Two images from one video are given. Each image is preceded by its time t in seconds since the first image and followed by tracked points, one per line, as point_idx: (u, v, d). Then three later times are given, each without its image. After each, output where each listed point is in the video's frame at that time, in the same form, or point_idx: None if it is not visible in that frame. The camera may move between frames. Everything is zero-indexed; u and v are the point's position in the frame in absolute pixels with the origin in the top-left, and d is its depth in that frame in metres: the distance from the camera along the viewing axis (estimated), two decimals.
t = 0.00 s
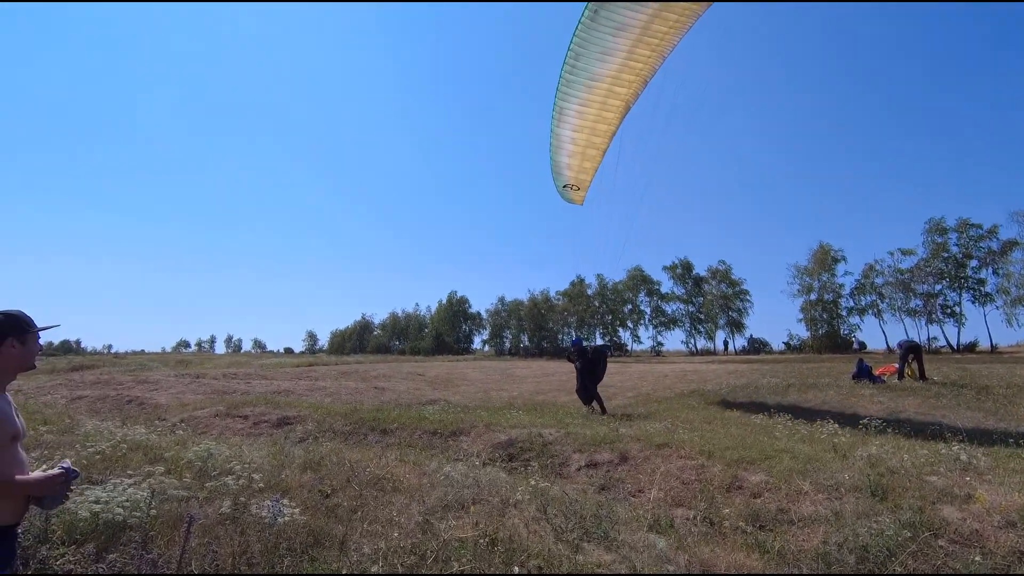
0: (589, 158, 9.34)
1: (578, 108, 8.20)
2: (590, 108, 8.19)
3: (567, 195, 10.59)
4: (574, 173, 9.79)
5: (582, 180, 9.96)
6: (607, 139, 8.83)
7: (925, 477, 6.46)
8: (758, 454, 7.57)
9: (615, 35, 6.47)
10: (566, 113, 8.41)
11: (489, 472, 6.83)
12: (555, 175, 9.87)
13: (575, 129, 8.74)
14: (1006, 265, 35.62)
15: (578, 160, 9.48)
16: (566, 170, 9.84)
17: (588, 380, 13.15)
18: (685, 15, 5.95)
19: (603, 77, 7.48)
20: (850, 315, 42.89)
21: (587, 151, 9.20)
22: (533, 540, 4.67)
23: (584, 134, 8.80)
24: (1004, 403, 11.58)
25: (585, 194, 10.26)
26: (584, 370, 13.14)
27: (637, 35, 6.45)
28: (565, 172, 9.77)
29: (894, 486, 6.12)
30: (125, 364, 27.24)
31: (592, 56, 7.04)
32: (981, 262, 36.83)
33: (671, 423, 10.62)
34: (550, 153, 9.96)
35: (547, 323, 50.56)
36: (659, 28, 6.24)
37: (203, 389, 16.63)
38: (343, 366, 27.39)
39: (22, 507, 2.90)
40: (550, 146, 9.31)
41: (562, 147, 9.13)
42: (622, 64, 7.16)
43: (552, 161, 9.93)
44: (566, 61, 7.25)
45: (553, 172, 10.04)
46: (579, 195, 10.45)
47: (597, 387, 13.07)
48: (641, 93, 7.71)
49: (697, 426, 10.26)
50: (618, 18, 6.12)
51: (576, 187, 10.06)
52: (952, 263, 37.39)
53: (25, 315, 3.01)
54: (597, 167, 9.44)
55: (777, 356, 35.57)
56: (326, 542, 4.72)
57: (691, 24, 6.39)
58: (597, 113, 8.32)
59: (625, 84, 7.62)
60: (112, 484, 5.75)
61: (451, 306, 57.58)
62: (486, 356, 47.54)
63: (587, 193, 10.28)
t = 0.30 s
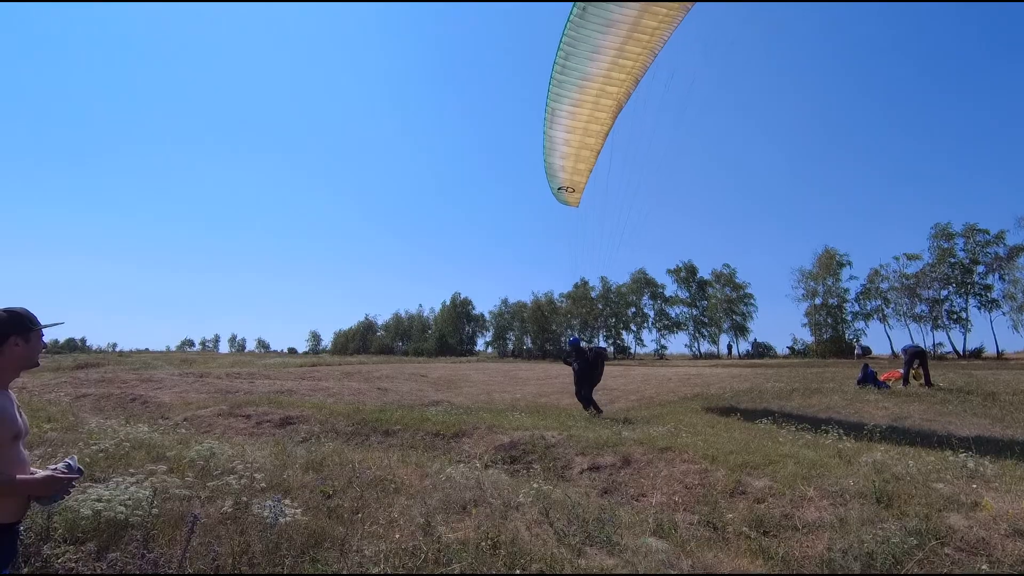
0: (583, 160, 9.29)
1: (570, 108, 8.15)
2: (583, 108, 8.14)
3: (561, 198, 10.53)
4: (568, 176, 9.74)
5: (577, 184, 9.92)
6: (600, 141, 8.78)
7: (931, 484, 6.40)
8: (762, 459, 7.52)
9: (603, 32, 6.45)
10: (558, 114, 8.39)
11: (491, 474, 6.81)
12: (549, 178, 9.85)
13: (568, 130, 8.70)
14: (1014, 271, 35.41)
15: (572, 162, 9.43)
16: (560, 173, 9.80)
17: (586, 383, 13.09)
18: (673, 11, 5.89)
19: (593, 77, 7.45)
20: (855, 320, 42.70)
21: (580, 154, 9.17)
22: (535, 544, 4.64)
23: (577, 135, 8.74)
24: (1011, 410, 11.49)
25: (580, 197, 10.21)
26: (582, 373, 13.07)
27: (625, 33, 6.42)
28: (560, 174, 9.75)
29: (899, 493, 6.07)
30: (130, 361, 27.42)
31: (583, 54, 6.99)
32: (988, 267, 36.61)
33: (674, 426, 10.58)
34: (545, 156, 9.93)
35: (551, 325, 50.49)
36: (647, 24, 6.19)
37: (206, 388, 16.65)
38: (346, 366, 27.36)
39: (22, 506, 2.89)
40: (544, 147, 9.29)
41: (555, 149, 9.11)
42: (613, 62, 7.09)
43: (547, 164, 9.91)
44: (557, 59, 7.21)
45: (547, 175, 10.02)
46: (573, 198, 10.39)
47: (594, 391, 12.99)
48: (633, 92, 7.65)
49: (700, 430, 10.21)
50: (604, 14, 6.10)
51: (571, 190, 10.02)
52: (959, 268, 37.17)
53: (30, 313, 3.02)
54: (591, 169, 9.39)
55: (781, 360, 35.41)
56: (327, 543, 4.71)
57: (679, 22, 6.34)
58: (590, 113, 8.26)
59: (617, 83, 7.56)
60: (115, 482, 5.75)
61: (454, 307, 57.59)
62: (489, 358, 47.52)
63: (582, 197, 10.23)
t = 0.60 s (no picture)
0: (584, 154, 9.20)
1: (570, 101, 8.06)
2: (582, 101, 8.04)
3: (563, 193, 10.46)
4: (570, 170, 9.66)
5: (578, 178, 9.84)
6: (601, 134, 8.70)
7: (942, 485, 6.32)
8: (770, 459, 7.46)
9: (600, 23, 6.37)
10: (558, 107, 8.31)
11: (496, 471, 6.79)
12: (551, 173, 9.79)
13: (568, 123, 8.63)
14: None
15: (573, 156, 9.35)
16: (562, 167, 9.73)
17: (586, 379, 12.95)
18: None
19: (592, 69, 7.37)
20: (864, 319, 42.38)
21: (581, 147, 9.09)
22: (540, 541, 4.62)
23: (577, 129, 8.65)
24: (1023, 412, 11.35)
25: (581, 192, 10.14)
26: (581, 369, 12.93)
27: (622, 23, 6.34)
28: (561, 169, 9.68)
29: (909, 494, 6.00)
30: (139, 355, 27.61)
31: (581, 45, 6.89)
32: (1001, 267, 36.20)
33: (680, 425, 10.52)
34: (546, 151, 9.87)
35: (557, 322, 50.46)
36: (644, 14, 6.10)
37: (214, 382, 16.75)
38: (353, 362, 27.44)
39: (26, 497, 2.90)
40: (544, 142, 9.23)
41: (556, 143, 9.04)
42: (612, 53, 6.98)
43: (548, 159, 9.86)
44: (555, 51, 7.12)
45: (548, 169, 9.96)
46: (575, 192, 10.31)
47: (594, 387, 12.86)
48: (633, 83, 7.54)
49: (707, 428, 10.15)
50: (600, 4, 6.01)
51: (573, 185, 9.96)
52: (971, 268, 36.77)
53: (32, 304, 3.02)
54: (593, 163, 9.31)
55: (789, 359, 35.23)
56: (331, 537, 4.71)
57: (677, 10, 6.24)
58: (589, 105, 8.17)
59: (616, 74, 7.45)
60: (121, 475, 5.77)
61: (461, 304, 57.72)
62: (495, 354, 47.59)
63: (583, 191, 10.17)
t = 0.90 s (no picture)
0: (590, 136, 9.10)
1: (575, 83, 7.94)
2: (588, 82, 7.92)
3: (570, 176, 10.38)
4: (576, 152, 9.56)
5: (585, 160, 9.75)
6: (607, 116, 8.58)
7: (953, 474, 6.26)
8: (778, 446, 7.42)
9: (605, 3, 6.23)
10: (563, 90, 8.20)
11: (504, 456, 6.81)
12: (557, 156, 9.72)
13: (574, 106, 8.52)
14: None
15: (579, 138, 9.25)
16: (568, 150, 9.64)
17: (585, 366, 12.71)
18: None
19: (596, 50, 7.23)
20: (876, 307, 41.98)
21: (587, 130, 8.99)
22: (546, 526, 4.63)
23: (583, 111, 8.54)
24: None
25: (588, 174, 10.06)
26: (581, 356, 12.62)
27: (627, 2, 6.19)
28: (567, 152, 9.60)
29: (919, 482, 5.95)
30: (153, 341, 27.94)
31: (585, 24, 6.76)
32: (1017, 255, 35.64)
33: (689, 412, 10.48)
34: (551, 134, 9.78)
35: (566, 310, 50.43)
36: None
37: (225, 368, 16.92)
38: (362, 349, 27.60)
39: (35, 479, 2.93)
40: (549, 124, 9.13)
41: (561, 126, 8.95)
42: (617, 32, 6.85)
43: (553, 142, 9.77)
44: (558, 32, 6.99)
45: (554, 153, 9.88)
46: (581, 175, 10.23)
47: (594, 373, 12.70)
48: (639, 62, 7.40)
49: (715, 416, 10.11)
50: None
51: (578, 168, 9.88)
52: (986, 255, 36.21)
53: (33, 287, 3.02)
54: (599, 145, 9.21)
55: (799, 347, 35.00)
56: (339, 521, 4.74)
57: None
58: (595, 86, 8.04)
59: (622, 54, 7.32)
60: (133, 458, 5.83)
61: (470, 291, 57.83)
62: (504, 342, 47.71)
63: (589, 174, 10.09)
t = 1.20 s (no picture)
0: (592, 129, 9.04)
1: (577, 75, 7.89)
2: (590, 74, 7.86)
3: (572, 169, 10.34)
4: (578, 146, 9.52)
5: (586, 154, 9.71)
6: (609, 108, 8.53)
7: (956, 469, 6.24)
8: (780, 441, 7.40)
9: None
10: (565, 83, 8.15)
11: (505, 451, 6.81)
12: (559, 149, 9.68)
13: (576, 99, 8.47)
14: None
15: (581, 131, 9.20)
16: (570, 143, 9.60)
17: (578, 360, 12.61)
18: None
19: (598, 41, 7.17)
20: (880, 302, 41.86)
21: (589, 123, 8.94)
22: (546, 520, 4.63)
23: (585, 103, 8.49)
24: None
25: (590, 168, 10.02)
26: (574, 349, 12.53)
27: None
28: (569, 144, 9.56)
29: (922, 478, 5.92)
30: (157, 335, 28.04)
31: (586, 15, 6.70)
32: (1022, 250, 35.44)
33: (691, 407, 10.46)
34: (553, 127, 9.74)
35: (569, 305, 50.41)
36: None
37: (228, 361, 16.96)
38: (365, 343, 27.66)
39: (38, 471, 2.95)
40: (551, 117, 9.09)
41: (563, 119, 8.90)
42: (619, 23, 6.79)
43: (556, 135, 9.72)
44: (559, 23, 6.94)
45: (556, 146, 9.83)
46: (583, 168, 10.18)
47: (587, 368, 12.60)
48: (641, 53, 7.33)
49: (717, 411, 10.09)
50: None
51: (581, 161, 9.84)
52: (991, 251, 35.98)
53: (27, 278, 3.01)
54: (601, 138, 9.16)
55: (802, 343, 34.94)
56: (340, 514, 4.75)
57: None
58: (597, 79, 7.98)
59: (624, 45, 7.25)
60: (135, 452, 5.84)
61: (472, 285, 57.89)
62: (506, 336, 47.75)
63: (592, 167, 10.05)
